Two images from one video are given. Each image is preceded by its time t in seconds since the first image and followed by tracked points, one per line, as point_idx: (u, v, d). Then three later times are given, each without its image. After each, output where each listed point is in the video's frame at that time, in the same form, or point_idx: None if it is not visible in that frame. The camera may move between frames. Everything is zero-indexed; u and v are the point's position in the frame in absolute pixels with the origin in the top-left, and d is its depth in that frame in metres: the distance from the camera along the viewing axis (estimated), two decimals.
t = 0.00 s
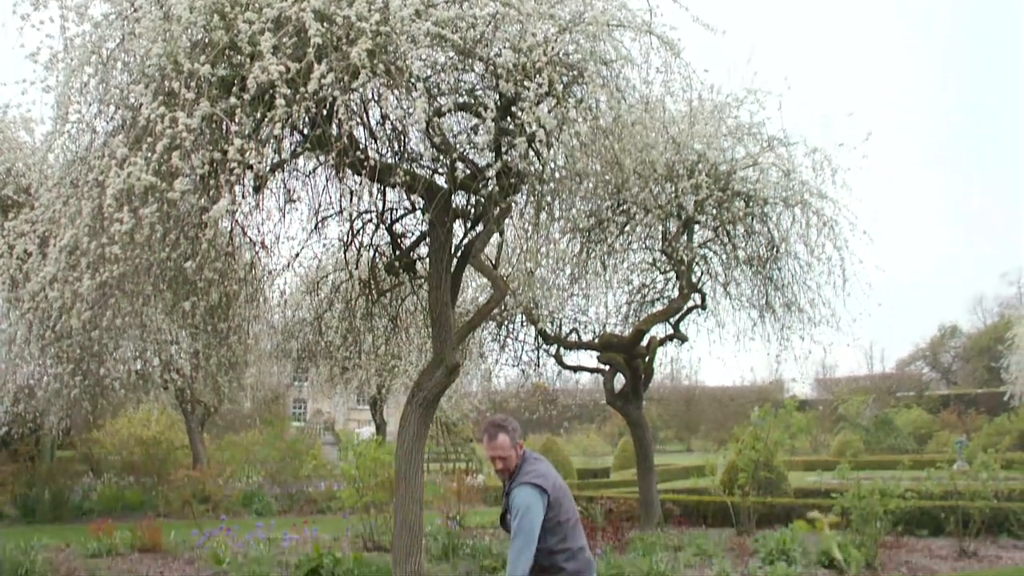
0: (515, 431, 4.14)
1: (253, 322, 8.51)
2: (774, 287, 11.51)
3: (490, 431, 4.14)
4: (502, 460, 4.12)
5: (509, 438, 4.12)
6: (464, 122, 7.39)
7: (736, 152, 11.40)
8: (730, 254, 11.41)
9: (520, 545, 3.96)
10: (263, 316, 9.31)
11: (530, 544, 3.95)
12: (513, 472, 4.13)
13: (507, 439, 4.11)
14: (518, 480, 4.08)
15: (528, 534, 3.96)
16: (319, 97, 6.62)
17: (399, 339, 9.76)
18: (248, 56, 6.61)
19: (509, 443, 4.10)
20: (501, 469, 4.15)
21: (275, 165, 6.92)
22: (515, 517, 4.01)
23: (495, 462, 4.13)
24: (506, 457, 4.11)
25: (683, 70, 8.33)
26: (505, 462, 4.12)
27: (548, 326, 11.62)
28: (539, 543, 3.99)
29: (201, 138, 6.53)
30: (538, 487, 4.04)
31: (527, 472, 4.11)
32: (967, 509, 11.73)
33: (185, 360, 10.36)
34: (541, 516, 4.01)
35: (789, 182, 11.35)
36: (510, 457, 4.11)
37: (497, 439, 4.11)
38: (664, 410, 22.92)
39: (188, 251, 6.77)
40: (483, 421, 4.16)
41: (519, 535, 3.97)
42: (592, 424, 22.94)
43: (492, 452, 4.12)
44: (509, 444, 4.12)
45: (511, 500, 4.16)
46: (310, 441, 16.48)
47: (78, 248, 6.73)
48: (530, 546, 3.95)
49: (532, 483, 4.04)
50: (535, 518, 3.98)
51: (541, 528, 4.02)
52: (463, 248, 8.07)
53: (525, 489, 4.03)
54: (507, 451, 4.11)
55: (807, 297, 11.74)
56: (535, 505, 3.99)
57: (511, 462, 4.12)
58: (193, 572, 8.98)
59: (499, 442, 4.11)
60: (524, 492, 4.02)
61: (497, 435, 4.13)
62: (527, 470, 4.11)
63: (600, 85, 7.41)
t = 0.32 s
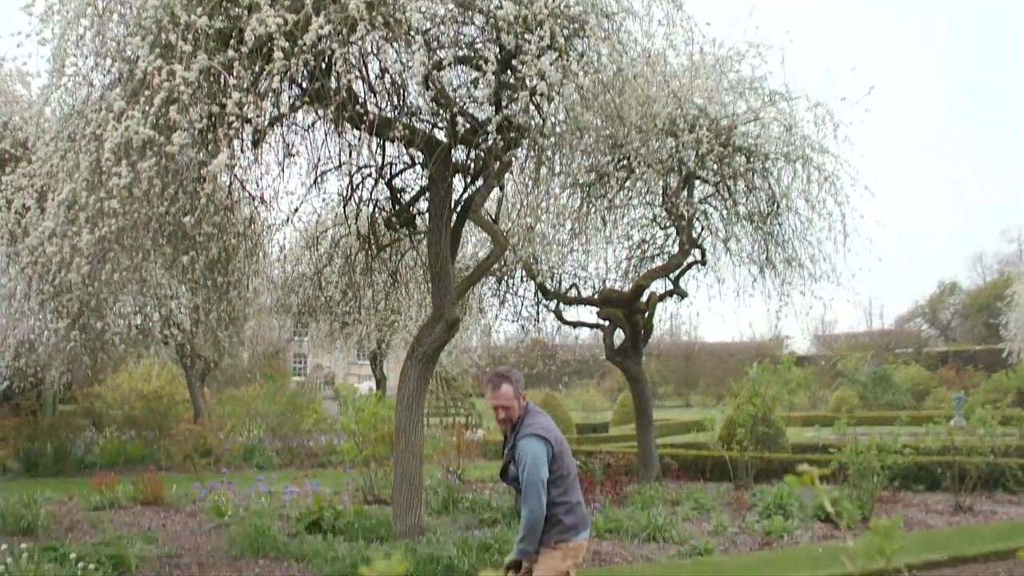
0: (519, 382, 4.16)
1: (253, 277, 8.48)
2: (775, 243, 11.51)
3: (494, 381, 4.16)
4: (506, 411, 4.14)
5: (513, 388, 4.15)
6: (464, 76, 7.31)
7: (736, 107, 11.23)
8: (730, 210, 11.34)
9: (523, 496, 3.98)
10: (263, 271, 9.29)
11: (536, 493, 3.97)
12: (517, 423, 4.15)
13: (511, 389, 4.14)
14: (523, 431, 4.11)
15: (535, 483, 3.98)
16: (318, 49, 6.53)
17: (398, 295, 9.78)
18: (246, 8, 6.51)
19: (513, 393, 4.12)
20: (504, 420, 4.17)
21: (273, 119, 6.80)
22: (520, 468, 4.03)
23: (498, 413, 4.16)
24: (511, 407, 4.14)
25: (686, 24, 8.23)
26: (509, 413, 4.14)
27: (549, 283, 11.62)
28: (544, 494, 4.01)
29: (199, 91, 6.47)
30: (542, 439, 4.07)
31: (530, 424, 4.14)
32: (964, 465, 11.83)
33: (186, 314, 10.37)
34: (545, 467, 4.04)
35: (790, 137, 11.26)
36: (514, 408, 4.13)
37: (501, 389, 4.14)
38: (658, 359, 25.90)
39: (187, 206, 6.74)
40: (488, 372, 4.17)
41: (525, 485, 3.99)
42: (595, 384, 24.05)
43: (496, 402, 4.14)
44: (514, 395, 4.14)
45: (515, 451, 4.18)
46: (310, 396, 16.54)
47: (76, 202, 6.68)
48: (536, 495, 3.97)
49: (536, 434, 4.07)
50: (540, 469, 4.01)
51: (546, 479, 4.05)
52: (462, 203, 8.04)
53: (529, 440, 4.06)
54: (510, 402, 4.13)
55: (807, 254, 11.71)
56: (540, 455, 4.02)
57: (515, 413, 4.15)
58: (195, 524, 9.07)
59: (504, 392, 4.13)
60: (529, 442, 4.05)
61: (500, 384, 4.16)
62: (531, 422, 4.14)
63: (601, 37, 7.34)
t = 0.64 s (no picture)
0: (523, 337, 4.17)
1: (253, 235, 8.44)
2: (775, 202, 11.36)
3: (499, 335, 4.17)
4: (510, 364, 4.16)
5: (518, 343, 4.16)
6: (464, 31, 7.28)
7: (739, 64, 11.12)
8: (731, 167, 11.21)
9: (523, 448, 4.01)
10: (263, 229, 9.25)
11: (535, 446, 4.01)
12: (520, 377, 4.18)
13: (515, 344, 4.15)
14: (525, 385, 4.13)
15: (533, 436, 4.01)
16: (316, 5, 6.44)
17: (398, 253, 9.75)
18: None
19: (517, 347, 4.14)
20: (508, 374, 4.19)
21: (272, 75, 6.82)
22: (521, 421, 4.05)
23: (502, 366, 4.17)
24: (514, 361, 4.15)
25: None
26: (513, 366, 4.16)
27: (548, 241, 11.62)
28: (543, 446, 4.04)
29: (197, 47, 6.42)
30: (544, 393, 4.09)
31: (533, 378, 4.16)
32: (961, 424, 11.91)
33: (187, 272, 10.36)
34: (546, 421, 4.07)
35: (793, 94, 11.15)
36: (518, 362, 4.15)
37: (506, 343, 4.15)
38: (660, 320, 27.03)
39: (187, 163, 6.69)
40: (492, 326, 4.18)
41: (524, 437, 4.03)
42: (593, 338, 24.78)
43: (500, 356, 4.16)
44: (518, 349, 4.15)
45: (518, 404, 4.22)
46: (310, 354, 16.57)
47: (74, 159, 6.61)
48: (534, 447, 4.01)
49: (539, 388, 4.09)
50: (541, 423, 4.03)
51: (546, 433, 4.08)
52: (462, 160, 8.00)
53: (532, 394, 4.07)
54: (514, 356, 4.15)
55: (808, 212, 11.66)
56: (540, 409, 4.04)
57: (518, 367, 4.17)
58: (197, 481, 9.15)
59: (509, 347, 4.14)
60: (531, 395, 4.07)
61: (506, 339, 4.17)
62: (534, 376, 4.17)
63: None
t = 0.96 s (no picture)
0: (523, 293, 4.18)
1: (253, 198, 8.39)
2: (777, 166, 11.29)
3: (499, 291, 4.16)
4: (509, 320, 4.17)
5: (517, 298, 4.16)
6: None
7: (742, 26, 10.98)
8: (732, 131, 11.12)
9: (530, 401, 4.04)
10: (263, 193, 9.21)
11: (542, 399, 4.04)
12: (522, 332, 4.19)
13: (515, 299, 4.15)
14: (528, 339, 4.16)
15: (539, 390, 4.04)
16: None
17: (398, 217, 9.71)
18: None
19: (516, 303, 4.14)
20: (509, 329, 4.20)
21: (271, 37, 6.77)
22: (527, 375, 4.08)
23: (502, 322, 4.18)
24: (515, 316, 4.17)
25: None
26: (512, 322, 4.18)
27: (548, 204, 11.58)
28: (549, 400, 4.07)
29: (193, 9, 6.33)
30: (549, 347, 4.12)
31: (535, 333, 4.19)
32: (960, 389, 11.97)
33: (187, 236, 10.33)
34: (551, 374, 4.09)
35: (796, 58, 11.03)
36: (518, 317, 4.17)
37: (506, 298, 4.15)
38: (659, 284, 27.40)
39: (185, 127, 6.64)
40: (493, 283, 4.16)
41: (531, 391, 4.06)
42: (593, 302, 24.82)
43: (500, 311, 4.17)
44: (517, 305, 4.16)
45: (520, 360, 4.23)
46: (310, 318, 16.60)
47: (72, 122, 6.55)
48: (541, 401, 4.04)
49: (543, 342, 4.12)
50: (547, 376, 4.06)
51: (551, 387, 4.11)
52: (462, 124, 7.96)
53: (536, 347, 4.10)
54: (514, 312, 4.16)
55: (809, 177, 11.58)
56: (545, 363, 4.06)
57: (519, 322, 4.19)
58: (199, 444, 9.20)
59: (508, 302, 4.15)
60: (535, 349, 4.10)
61: (505, 295, 4.17)
62: (536, 331, 4.19)
63: None
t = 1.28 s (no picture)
0: (519, 268, 4.18)
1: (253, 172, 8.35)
2: (778, 140, 11.24)
3: (494, 268, 4.17)
4: (505, 296, 4.18)
5: (512, 274, 4.17)
6: None
7: None
8: (734, 105, 11.06)
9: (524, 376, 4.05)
10: (263, 167, 9.18)
11: (537, 374, 4.07)
12: (518, 308, 4.21)
13: (510, 275, 4.16)
14: (524, 315, 4.17)
15: (534, 365, 4.05)
16: None
17: (398, 190, 9.68)
18: None
19: (511, 279, 4.15)
20: (505, 306, 4.21)
21: (270, 9, 6.75)
22: (522, 350, 4.09)
23: (498, 299, 4.20)
24: (510, 293, 4.18)
25: None
26: (509, 298, 4.18)
27: (549, 178, 11.55)
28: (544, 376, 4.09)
29: None
30: (543, 322, 4.13)
31: (531, 308, 4.20)
32: (959, 364, 11.99)
33: (186, 209, 10.31)
34: (546, 349, 4.10)
35: (798, 31, 10.95)
36: (514, 293, 4.18)
37: (501, 275, 4.16)
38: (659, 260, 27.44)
39: (184, 100, 6.59)
40: (488, 259, 4.17)
41: (526, 366, 4.08)
42: (593, 277, 24.83)
43: (496, 288, 4.18)
44: (512, 281, 4.17)
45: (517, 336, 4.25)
46: (310, 292, 16.60)
47: (70, 95, 6.49)
48: (536, 376, 4.07)
49: (538, 318, 4.13)
50: (542, 351, 4.07)
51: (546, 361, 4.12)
52: (462, 97, 7.91)
53: (531, 323, 4.12)
54: (510, 288, 4.17)
55: (810, 151, 11.53)
56: (540, 338, 4.08)
57: (515, 299, 4.19)
58: (200, 418, 9.25)
59: (503, 278, 4.16)
60: (530, 325, 4.11)
61: (501, 271, 4.17)
62: (532, 306, 4.20)
63: None
